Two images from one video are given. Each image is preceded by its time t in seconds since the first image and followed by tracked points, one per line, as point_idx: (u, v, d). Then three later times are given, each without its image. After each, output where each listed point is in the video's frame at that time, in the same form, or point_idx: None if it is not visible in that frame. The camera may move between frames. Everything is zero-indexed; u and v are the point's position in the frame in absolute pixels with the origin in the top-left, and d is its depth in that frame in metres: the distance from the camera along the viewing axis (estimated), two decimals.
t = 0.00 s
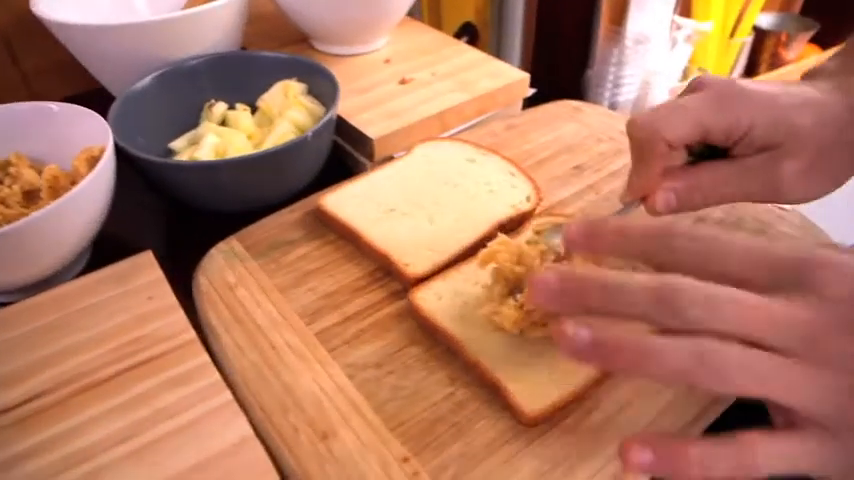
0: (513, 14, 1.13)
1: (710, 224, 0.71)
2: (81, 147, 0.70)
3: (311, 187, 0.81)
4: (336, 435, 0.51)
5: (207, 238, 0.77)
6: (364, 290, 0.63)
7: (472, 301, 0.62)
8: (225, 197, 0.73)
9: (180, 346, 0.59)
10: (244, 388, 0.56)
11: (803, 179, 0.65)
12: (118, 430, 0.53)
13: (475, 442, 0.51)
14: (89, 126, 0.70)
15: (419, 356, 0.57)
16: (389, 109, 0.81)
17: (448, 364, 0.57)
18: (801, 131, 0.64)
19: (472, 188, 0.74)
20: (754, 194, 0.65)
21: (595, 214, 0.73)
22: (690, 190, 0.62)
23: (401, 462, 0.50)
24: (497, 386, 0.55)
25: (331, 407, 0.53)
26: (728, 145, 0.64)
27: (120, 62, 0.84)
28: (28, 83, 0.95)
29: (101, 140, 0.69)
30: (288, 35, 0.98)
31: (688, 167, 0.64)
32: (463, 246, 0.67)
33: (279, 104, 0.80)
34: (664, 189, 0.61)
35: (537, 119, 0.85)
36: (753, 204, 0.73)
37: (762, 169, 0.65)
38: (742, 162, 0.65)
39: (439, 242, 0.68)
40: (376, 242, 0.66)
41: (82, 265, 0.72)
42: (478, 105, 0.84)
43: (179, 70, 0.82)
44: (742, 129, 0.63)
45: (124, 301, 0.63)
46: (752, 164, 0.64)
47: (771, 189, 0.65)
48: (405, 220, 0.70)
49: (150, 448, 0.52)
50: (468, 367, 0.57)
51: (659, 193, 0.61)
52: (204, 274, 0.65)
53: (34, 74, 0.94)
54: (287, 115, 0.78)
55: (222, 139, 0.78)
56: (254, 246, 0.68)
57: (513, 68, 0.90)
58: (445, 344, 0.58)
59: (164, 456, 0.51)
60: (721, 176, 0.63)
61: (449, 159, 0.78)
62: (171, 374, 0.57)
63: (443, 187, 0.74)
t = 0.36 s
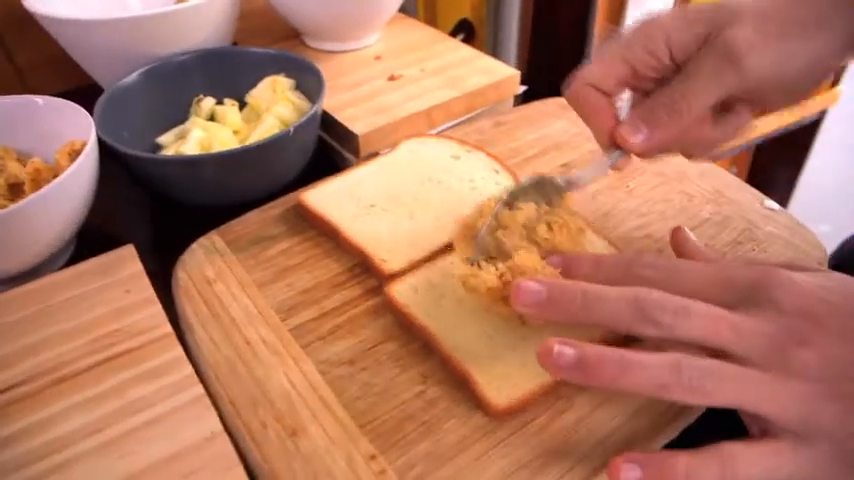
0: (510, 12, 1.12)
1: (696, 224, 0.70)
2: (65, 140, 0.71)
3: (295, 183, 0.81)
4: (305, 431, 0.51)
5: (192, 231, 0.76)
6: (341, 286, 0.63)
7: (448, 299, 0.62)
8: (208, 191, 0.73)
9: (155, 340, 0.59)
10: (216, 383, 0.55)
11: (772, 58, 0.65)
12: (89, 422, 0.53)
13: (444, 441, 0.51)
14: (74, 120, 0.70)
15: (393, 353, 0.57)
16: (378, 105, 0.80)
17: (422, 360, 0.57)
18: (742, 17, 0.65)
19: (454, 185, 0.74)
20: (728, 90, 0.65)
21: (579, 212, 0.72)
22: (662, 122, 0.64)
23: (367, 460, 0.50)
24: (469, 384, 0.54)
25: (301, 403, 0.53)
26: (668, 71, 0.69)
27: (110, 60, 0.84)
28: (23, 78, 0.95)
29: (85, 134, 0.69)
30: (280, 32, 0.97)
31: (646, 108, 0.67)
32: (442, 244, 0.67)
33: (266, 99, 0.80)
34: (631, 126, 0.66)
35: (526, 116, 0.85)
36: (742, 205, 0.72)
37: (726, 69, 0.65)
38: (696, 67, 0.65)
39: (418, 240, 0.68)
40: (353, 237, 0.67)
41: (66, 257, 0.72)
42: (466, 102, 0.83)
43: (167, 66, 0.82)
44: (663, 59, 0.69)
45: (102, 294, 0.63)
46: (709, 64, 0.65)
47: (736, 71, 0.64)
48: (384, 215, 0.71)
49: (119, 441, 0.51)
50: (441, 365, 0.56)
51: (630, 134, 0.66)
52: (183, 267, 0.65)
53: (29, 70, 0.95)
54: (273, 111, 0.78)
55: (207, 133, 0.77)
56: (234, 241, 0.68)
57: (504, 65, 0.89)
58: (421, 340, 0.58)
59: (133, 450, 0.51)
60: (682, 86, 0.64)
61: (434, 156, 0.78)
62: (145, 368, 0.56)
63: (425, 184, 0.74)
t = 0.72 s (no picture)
0: (511, 14, 1.11)
1: (692, 230, 0.69)
2: (55, 138, 0.70)
3: (289, 183, 0.81)
4: (287, 437, 0.51)
5: (184, 231, 0.76)
6: (328, 290, 0.63)
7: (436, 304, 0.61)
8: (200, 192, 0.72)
9: (140, 341, 0.58)
10: (199, 387, 0.55)
11: (798, 106, 0.63)
12: (70, 424, 0.52)
13: (427, 449, 0.50)
14: (64, 116, 0.70)
15: (380, 359, 0.57)
16: (371, 107, 0.79)
17: (409, 366, 0.56)
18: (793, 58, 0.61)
19: (445, 189, 0.74)
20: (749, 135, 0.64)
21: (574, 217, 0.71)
22: (675, 137, 0.64)
23: (349, 467, 0.49)
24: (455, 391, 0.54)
25: (284, 408, 0.53)
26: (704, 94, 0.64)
27: (105, 59, 0.83)
28: (20, 75, 0.94)
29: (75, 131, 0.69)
30: (278, 31, 0.97)
31: (670, 117, 0.64)
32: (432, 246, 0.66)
33: (260, 98, 0.79)
34: (649, 145, 0.64)
35: (523, 118, 0.84)
36: (739, 211, 0.71)
37: (755, 98, 0.63)
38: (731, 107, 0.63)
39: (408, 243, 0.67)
40: (342, 239, 0.67)
41: (56, 255, 0.71)
42: (463, 103, 0.82)
43: (160, 64, 0.81)
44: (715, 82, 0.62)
45: (88, 294, 0.62)
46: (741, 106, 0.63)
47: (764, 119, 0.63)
48: (373, 218, 0.71)
49: (100, 443, 0.51)
50: (427, 371, 0.56)
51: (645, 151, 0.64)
52: (171, 268, 0.64)
53: (26, 67, 0.94)
54: (266, 110, 0.77)
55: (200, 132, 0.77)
56: (224, 242, 0.67)
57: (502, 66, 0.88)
58: (409, 346, 0.57)
59: (114, 453, 0.50)
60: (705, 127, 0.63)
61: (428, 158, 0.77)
62: (129, 369, 0.56)
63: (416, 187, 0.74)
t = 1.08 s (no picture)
0: (514, 16, 1.11)
1: (696, 235, 0.68)
2: (54, 142, 0.70)
3: (289, 187, 0.80)
4: (282, 446, 0.50)
5: (183, 235, 0.75)
6: (326, 296, 0.62)
7: (433, 312, 0.61)
8: (198, 197, 0.71)
9: (135, 347, 0.57)
10: (194, 394, 0.54)
11: None
12: (63, 431, 0.51)
13: (423, 459, 0.49)
14: (62, 120, 0.69)
15: (377, 367, 0.56)
16: (371, 110, 0.79)
17: (406, 375, 0.55)
18: None
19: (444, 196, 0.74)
20: None
21: (575, 222, 0.71)
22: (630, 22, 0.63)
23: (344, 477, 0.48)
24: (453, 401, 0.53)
25: (279, 416, 0.52)
26: None
27: (104, 61, 0.83)
28: (21, 77, 0.94)
29: (73, 135, 0.68)
30: (280, 34, 0.96)
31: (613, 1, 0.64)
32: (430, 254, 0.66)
33: (259, 102, 0.79)
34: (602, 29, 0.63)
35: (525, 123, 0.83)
36: (743, 217, 0.70)
37: None
38: None
39: (406, 250, 0.67)
40: (339, 244, 0.67)
41: (54, 258, 0.70)
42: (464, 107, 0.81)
43: (159, 67, 0.80)
44: None
45: (85, 299, 0.62)
46: None
47: None
48: (371, 222, 0.72)
49: (93, 451, 0.50)
50: (424, 380, 0.55)
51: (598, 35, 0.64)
52: (168, 273, 0.64)
53: (28, 69, 0.94)
54: (265, 113, 0.77)
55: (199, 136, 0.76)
56: (222, 246, 0.67)
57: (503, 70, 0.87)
58: (407, 354, 0.57)
59: (106, 461, 0.49)
60: None
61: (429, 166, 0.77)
62: (125, 375, 0.55)
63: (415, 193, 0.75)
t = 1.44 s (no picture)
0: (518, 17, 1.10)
1: (700, 238, 0.67)
2: (57, 144, 0.70)
3: (291, 189, 0.80)
4: (283, 450, 0.50)
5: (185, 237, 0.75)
6: (328, 299, 0.62)
7: (435, 315, 0.60)
8: (200, 199, 0.71)
9: (137, 350, 0.57)
10: (195, 397, 0.54)
11: None
12: (64, 434, 0.51)
13: (424, 464, 0.49)
14: (65, 122, 0.69)
15: (379, 370, 0.56)
16: (374, 111, 0.78)
17: (407, 379, 0.55)
18: None
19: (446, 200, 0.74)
20: None
21: (578, 225, 0.70)
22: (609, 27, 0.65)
23: None
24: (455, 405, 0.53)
25: (281, 420, 0.52)
26: None
27: (107, 63, 0.83)
28: (25, 78, 0.95)
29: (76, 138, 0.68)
30: (283, 36, 0.96)
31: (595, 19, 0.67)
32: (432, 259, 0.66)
33: (261, 104, 0.79)
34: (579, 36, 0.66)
35: (528, 125, 0.83)
36: (747, 220, 0.69)
37: None
38: None
39: (409, 254, 0.67)
40: (340, 248, 0.66)
41: (56, 262, 0.70)
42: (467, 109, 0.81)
43: (162, 68, 0.80)
44: None
45: (87, 301, 0.62)
46: None
47: None
48: (373, 226, 0.71)
49: (93, 455, 0.50)
50: (426, 384, 0.55)
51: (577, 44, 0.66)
52: (170, 276, 0.64)
53: (32, 70, 0.94)
54: (267, 116, 0.77)
55: (201, 138, 0.76)
56: (224, 249, 0.67)
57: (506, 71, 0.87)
58: (408, 358, 0.57)
59: (106, 464, 0.49)
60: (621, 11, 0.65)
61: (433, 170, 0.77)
62: (126, 378, 0.55)
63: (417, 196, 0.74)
